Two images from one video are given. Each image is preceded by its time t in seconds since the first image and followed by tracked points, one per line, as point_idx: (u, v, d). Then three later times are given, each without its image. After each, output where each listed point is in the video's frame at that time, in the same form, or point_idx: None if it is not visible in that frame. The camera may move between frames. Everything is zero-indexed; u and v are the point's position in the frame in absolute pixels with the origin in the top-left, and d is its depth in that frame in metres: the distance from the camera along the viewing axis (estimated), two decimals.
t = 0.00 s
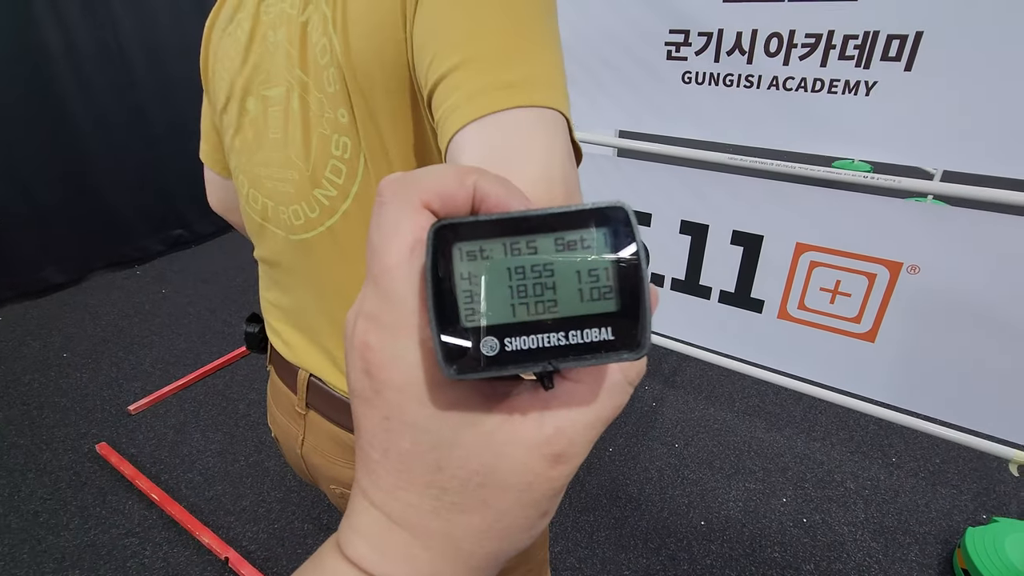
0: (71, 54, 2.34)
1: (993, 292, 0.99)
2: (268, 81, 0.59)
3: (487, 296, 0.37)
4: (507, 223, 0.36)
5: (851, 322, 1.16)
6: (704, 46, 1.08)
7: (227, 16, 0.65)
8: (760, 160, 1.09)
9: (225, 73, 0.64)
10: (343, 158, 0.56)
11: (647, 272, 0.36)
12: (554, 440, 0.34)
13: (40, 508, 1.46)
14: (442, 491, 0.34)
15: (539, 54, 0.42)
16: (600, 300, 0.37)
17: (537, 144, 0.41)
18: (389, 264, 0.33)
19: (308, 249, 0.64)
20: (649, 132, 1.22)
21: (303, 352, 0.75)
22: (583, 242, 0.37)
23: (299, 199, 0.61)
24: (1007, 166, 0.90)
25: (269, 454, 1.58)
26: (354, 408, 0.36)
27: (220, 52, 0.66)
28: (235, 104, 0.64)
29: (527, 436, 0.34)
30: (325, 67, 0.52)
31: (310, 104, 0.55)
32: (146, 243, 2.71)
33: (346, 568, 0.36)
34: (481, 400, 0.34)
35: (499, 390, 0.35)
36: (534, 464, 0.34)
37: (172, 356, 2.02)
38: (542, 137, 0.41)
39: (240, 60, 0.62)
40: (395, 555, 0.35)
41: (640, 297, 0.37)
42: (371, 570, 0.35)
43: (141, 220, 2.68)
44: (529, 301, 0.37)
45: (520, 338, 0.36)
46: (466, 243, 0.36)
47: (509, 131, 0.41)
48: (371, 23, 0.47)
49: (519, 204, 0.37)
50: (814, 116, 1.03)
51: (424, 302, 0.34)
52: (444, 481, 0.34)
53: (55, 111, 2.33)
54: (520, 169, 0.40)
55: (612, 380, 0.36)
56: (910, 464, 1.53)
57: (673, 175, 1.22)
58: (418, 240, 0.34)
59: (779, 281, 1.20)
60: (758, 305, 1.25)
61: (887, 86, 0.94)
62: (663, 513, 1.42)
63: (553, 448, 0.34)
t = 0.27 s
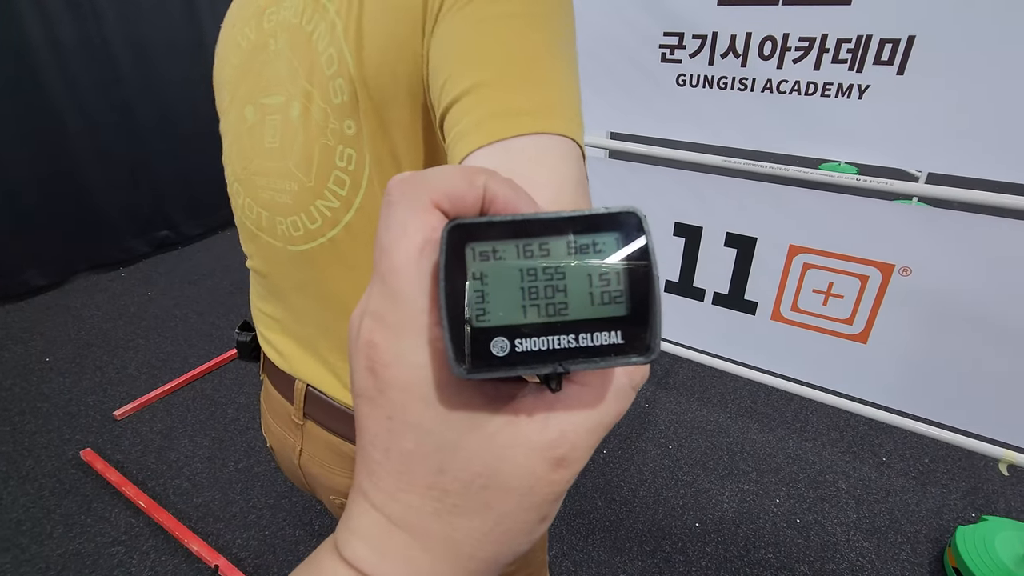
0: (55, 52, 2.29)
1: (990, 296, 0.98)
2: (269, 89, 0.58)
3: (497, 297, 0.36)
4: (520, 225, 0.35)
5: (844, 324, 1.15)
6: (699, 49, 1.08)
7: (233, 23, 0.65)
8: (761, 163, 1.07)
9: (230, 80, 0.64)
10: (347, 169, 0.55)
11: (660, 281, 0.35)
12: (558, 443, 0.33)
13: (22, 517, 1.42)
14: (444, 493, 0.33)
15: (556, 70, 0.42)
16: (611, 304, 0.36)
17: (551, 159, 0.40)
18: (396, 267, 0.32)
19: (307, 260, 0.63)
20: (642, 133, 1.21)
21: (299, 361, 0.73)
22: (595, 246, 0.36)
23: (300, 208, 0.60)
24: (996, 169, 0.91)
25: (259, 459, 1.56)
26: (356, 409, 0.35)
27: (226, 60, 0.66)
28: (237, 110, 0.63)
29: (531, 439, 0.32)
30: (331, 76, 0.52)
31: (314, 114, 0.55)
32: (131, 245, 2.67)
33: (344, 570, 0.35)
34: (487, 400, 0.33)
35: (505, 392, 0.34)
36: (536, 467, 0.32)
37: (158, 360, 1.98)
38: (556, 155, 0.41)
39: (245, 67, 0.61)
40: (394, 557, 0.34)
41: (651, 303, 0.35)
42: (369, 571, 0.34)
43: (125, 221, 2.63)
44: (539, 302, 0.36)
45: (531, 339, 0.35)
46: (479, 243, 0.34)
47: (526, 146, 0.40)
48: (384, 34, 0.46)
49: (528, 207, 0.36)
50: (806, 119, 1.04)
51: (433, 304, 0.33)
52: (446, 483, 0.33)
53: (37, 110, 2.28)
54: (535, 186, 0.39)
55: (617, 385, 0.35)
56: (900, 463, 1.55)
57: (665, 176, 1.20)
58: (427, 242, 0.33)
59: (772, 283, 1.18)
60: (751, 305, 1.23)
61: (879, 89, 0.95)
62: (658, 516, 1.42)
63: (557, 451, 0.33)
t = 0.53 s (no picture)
0: (43, 52, 2.26)
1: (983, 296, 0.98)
2: (267, 83, 0.58)
3: (492, 283, 0.36)
4: (517, 212, 0.35)
5: (836, 323, 1.16)
6: (694, 50, 1.08)
7: (230, 15, 0.64)
8: (751, 164, 1.08)
9: (227, 73, 0.64)
10: (345, 164, 0.55)
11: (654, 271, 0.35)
12: (553, 433, 0.33)
13: (10, 522, 1.40)
14: (438, 482, 0.33)
15: (559, 62, 0.41)
16: (605, 293, 0.36)
17: (548, 149, 0.40)
18: (390, 254, 0.32)
19: (304, 257, 0.62)
20: (637, 134, 1.21)
21: (294, 362, 0.73)
22: (591, 234, 0.36)
23: (296, 204, 0.59)
24: (986, 170, 0.91)
25: (252, 462, 1.55)
26: (351, 397, 0.34)
27: (222, 52, 0.65)
28: (234, 106, 0.63)
29: (526, 429, 0.32)
30: (332, 70, 0.51)
31: (314, 108, 0.54)
32: (120, 246, 2.64)
33: (336, 563, 0.35)
34: (482, 389, 0.33)
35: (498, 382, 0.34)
36: (530, 456, 0.32)
37: (149, 362, 1.96)
38: (556, 140, 0.40)
39: (242, 61, 0.61)
40: (389, 548, 0.34)
41: (646, 291, 0.35)
42: (361, 563, 0.34)
43: (114, 222, 2.60)
44: (535, 290, 0.36)
45: (525, 327, 0.35)
46: (476, 230, 0.34)
47: (524, 132, 0.39)
48: (390, 30, 0.47)
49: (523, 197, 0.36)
50: (800, 120, 1.04)
51: (429, 293, 0.32)
52: (440, 473, 0.33)
53: (25, 110, 2.25)
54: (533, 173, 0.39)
55: (611, 375, 0.35)
56: (892, 461, 1.56)
57: (660, 177, 1.21)
58: (421, 229, 0.32)
59: (766, 282, 1.18)
60: (745, 305, 1.24)
61: (872, 91, 0.96)
62: (653, 515, 1.42)
63: (551, 442, 0.33)
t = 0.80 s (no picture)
0: (32, 51, 2.24)
1: (979, 296, 0.99)
2: (256, 88, 0.57)
3: (480, 286, 0.36)
4: (505, 214, 0.35)
5: (831, 322, 1.16)
6: (688, 50, 1.08)
7: (219, 19, 0.64)
8: (746, 164, 1.09)
9: (216, 78, 0.63)
10: (333, 169, 0.54)
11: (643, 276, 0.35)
12: (541, 437, 0.33)
13: (2, 526, 1.39)
14: (424, 486, 0.33)
15: (544, 66, 0.41)
16: (594, 297, 0.36)
17: (530, 156, 0.40)
18: (372, 254, 0.31)
19: (295, 263, 0.62)
20: (632, 134, 1.21)
21: (288, 366, 0.72)
22: (580, 238, 0.36)
23: (286, 208, 0.59)
24: (980, 168, 0.92)
25: (247, 464, 1.54)
26: (336, 401, 0.34)
27: (212, 56, 0.65)
28: (224, 110, 0.63)
29: (513, 433, 0.32)
30: (319, 76, 0.51)
31: (302, 114, 0.54)
32: (112, 247, 2.62)
33: (318, 570, 0.34)
34: (469, 391, 0.33)
35: (485, 385, 0.34)
36: (518, 461, 0.32)
37: (142, 365, 1.94)
38: (543, 147, 0.41)
39: (232, 65, 0.60)
40: (371, 554, 0.33)
41: (633, 298, 0.36)
42: (343, 569, 0.33)
43: (105, 223, 2.58)
44: (522, 293, 0.36)
45: (512, 331, 0.35)
46: (464, 233, 0.35)
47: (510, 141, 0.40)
48: (376, 35, 0.46)
49: (508, 194, 0.36)
50: (794, 119, 1.04)
51: (415, 292, 0.32)
52: (426, 477, 0.32)
53: (15, 110, 2.23)
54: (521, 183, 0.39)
55: (599, 378, 0.36)
56: (887, 460, 1.57)
57: (655, 177, 1.21)
58: (403, 227, 0.32)
59: (761, 282, 1.19)
60: (740, 305, 1.24)
61: (866, 90, 0.96)
62: (649, 515, 1.42)
63: (539, 446, 0.33)
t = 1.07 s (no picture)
0: (27, 51, 2.23)
1: (976, 294, 0.99)
2: (249, 91, 0.57)
3: (478, 298, 0.36)
4: (503, 226, 0.35)
5: (829, 322, 1.16)
6: (685, 50, 1.08)
7: (210, 21, 0.64)
8: (744, 164, 1.08)
9: (209, 80, 0.63)
10: (328, 173, 0.54)
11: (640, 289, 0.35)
12: (537, 450, 0.32)
13: None
14: (419, 500, 0.32)
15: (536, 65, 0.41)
16: (593, 309, 0.36)
17: (524, 162, 0.40)
18: (374, 263, 0.31)
19: (291, 268, 0.62)
20: (630, 134, 1.21)
21: (285, 369, 0.72)
22: (579, 250, 0.36)
23: (281, 213, 0.59)
24: (979, 167, 0.92)
25: (244, 465, 1.53)
26: (332, 412, 0.34)
27: (204, 58, 0.65)
28: (218, 113, 0.62)
29: (508, 447, 0.32)
30: (312, 79, 0.51)
31: (295, 117, 0.54)
32: (108, 248, 2.61)
33: None
34: (466, 403, 0.33)
35: (484, 396, 0.34)
36: (514, 474, 0.32)
37: (139, 365, 1.94)
38: (537, 148, 0.40)
39: (224, 67, 0.60)
40: (364, 567, 0.33)
41: (634, 310, 0.35)
42: None
43: (102, 223, 2.57)
44: (522, 305, 0.36)
45: (511, 343, 0.35)
46: (463, 244, 0.34)
47: (504, 145, 0.39)
48: (367, 36, 0.46)
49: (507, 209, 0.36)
50: (791, 118, 1.04)
51: (413, 306, 0.32)
52: (421, 490, 0.32)
53: (10, 110, 2.22)
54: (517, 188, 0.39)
55: (599, 393, 0.35)
56: (885, 459, 1.57)
57: (652, 176, 1.20)
58: (407, 237, 0.32)
59: (759, 281, 1.19)
60: (738, 305, 1.24)
61: (863, 90, 0.96)
62: (647, 515, 1.42)
63: (535, 459, 0.32)
